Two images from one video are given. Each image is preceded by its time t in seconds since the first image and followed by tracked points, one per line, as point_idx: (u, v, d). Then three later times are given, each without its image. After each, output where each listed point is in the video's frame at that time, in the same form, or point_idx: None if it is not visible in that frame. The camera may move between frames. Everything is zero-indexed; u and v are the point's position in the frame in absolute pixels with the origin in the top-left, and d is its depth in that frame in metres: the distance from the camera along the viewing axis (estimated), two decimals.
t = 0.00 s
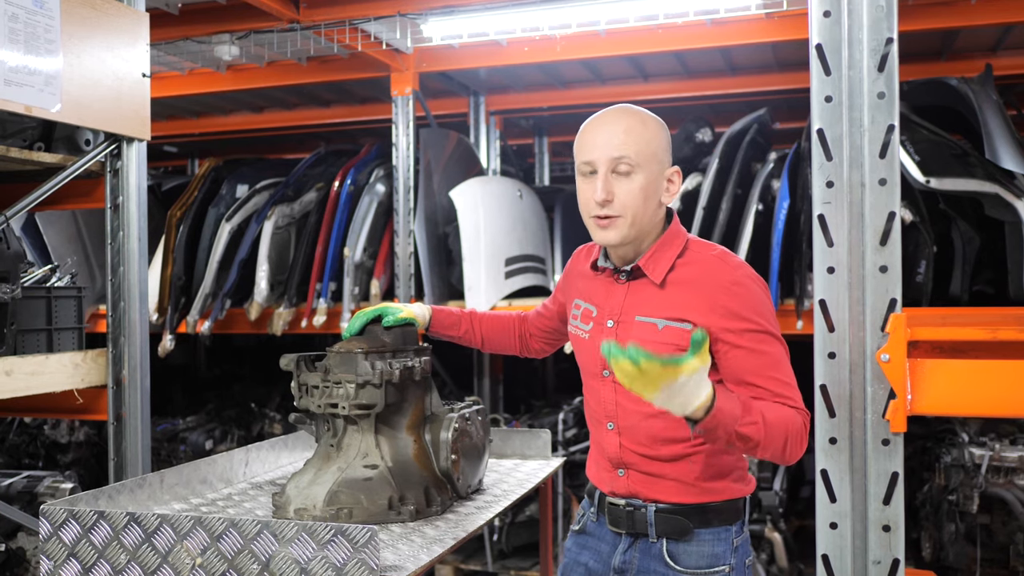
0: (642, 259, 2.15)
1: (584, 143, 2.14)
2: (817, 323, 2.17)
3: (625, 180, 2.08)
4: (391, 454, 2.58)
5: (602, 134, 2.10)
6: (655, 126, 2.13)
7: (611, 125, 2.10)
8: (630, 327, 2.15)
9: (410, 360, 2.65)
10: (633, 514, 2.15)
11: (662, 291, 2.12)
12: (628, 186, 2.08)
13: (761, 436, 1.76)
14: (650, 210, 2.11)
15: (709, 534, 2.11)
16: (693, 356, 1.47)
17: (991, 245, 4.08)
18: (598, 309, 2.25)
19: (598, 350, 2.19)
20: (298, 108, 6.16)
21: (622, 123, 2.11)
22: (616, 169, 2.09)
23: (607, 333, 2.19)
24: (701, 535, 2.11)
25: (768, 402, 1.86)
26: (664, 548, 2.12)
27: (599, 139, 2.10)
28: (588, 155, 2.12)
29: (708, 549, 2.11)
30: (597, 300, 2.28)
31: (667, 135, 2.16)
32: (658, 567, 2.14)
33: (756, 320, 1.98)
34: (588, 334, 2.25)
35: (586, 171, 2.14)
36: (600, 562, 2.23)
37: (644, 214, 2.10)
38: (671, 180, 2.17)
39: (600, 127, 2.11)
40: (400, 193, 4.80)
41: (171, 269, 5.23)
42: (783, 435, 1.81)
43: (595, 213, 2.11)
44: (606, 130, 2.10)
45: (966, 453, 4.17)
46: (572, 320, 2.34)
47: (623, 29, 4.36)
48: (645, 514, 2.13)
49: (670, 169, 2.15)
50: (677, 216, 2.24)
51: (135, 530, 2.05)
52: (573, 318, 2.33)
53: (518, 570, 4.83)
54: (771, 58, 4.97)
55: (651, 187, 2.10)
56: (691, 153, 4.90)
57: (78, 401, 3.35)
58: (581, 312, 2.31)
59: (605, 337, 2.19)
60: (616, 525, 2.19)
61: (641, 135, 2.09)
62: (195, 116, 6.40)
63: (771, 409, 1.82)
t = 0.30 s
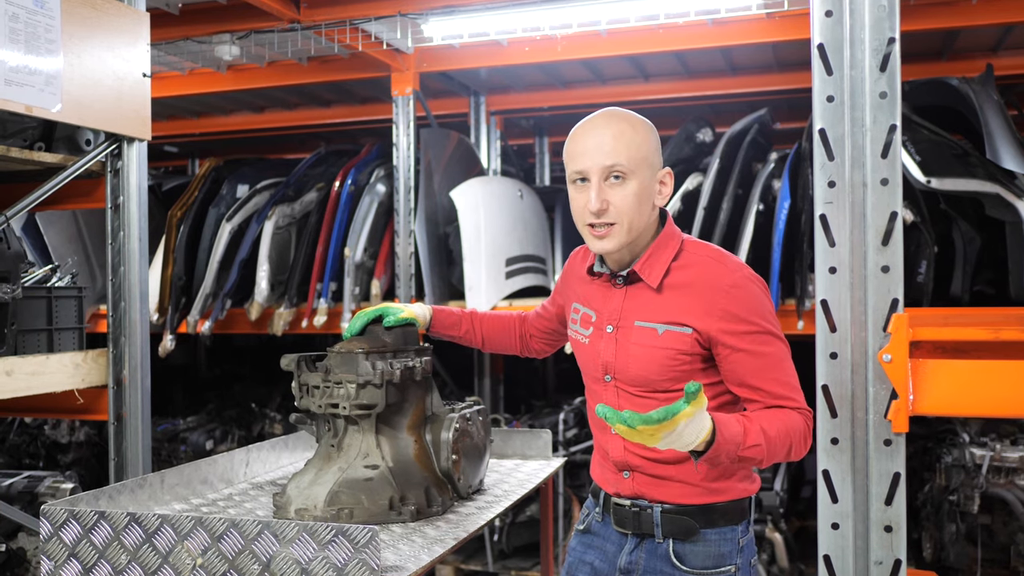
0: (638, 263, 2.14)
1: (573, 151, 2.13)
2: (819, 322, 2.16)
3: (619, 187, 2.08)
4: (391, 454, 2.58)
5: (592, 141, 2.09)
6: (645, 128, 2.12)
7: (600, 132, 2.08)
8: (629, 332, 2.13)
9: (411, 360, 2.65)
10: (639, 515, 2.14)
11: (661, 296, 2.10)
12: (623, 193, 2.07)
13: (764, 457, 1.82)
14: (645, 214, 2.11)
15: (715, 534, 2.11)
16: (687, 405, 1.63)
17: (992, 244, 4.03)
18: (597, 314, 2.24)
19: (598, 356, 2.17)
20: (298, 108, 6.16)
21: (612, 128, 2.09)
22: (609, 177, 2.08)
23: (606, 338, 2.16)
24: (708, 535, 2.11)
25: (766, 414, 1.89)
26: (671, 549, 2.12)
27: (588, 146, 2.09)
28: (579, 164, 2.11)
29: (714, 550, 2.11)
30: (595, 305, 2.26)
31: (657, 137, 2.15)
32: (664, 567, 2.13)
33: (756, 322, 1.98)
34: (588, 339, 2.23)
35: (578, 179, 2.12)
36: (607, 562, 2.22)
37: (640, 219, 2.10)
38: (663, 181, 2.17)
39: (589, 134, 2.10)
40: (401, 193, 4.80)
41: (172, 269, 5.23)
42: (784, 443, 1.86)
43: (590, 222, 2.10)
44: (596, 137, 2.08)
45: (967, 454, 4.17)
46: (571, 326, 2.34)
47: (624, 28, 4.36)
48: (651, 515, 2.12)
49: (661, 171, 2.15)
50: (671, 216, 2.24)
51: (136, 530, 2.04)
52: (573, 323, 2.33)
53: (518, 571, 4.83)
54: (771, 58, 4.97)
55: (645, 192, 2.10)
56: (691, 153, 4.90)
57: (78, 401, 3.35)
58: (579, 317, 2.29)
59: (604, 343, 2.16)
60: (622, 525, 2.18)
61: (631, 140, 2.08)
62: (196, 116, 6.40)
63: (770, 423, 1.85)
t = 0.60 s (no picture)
0: (642, 261, 2.14)
1: (579, 147, 2.13)
2: (820, 323, 2.16)
3: (625, 182, 2.07)
4: (392, 455, 2.58)
5: (598, 136, 2.09)
6: (651, 126, 2.12)
7: (606, 127, 2.09)
8: (633, 330, 2.13)
9: (411, 360, 2.65)
10: (642, 516, 2.14)
11: (665, 293, 2.10)
12: (629, 188, 2.07)
13: (753, 443, 1.77)
14: (650, 211, 2.10)
15: (719, 536, 2.11)
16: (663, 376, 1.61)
17: (991, 245, 4.06)
18: (600, 314, 2.24)
19: (602, 355, 2.18)
20: (298, 108, 6.16)
21: (618, 124, 2.09)
22: (615, 172, 2.08)
23: (610, 337, 2.17)
24: (711, 537, 2.11)
25: (763, 405, 1.86)
26: (674, 551, 2.12)
27: (594, 142, 2.09)
28: (584, 159, 2.11)
29: (717, 552, 2.11)
30: (598, 304, 2.27)
31: (662, 136, 2.16)
32: (668, 569, 2.13)
33: (757, 317, 1.96)
34: (592, 339, 2.23)
35: (583, 175, 2.12)
36: (609, 565, 2.22)
37: (645, 216, 2.09)
38: (668, 180, 2.16)
39: (595, 129, 2.10)
40: (401, 193, 4.80)
41: (172, 269, 5.23)
42: (781, 437, 1.82)
43: (595, 217, 2.10)
44: (602, 133, 2.09)
45: (967, 454, 4.16)
46: (574, 325, 2.34)
47: (624, 29, 4.36)
48: (655, 517, 2.12)
49: (666, 169, 2.15)
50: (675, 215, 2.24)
51: (136, 531, 2.04)
52: (575, 323, 2.33)
53: (518, 571, 4.82)
54: (772, 58, 4.96)
55: (650, 189, 2.09)
56: (692, 153, 4.89)
57: (78, 401, 3.34)
58: (583, 317, 2.30)
59: (608, 341, 2.17)
60: (625, 528, 2.18)
61: (636, 137, 2.08)
62: (196, 117, 6.40)
63: (764, 414, 1.82)
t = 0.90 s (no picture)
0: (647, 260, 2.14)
1: (580, 149, 2.12)
2: (820, 323, 2.16)
3: (627, 184, 2.07)
4: (392, 455, 2.57)
5: (599, 137, 2.09)
6: (653, 126, 2.11)
7: (607, 128, 2.08)
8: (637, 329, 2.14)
9: (412, 360, 2.65)
10: (643, 515, 2.14)
11: (669, 293, 2.10)
12: (630, 189, 2.06)
13: (733, 432, 1.78)
14: (652, 212, 2.10)
15: (719, 536, 2.10)
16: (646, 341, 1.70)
17: (992, 245, 4.06)
18: (606, 312, 2.25)
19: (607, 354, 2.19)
20: (298, 108, 6.15)
21: (619, 125, 2.08)
22: (617, 173, 2.07)
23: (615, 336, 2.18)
24: (712, 537, 2.10)
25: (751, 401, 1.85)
26: (674, 550, 2.11)
27: (595, 143, 2.08)
28: (586, 161, 2.10)
29: (718, 552, 2.10)
30: (604, 303, 2.27)
31: (665, 135, 2.15)
32: (668, 568, 2.13)
33: (756, 316, 1.94)
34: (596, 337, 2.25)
35: (586, 176, 2.12)
36: (609, 563, 2.23)
37: (647, 216, 2.09)
38: (670, 178, 2.16)
39: (596, 130, 2.09)
40: (401, 193, 4.79)
41: (172, 269, 5.23)
42: (765, 434, 1.81)
43: (597, 219, 2.09)
44: (603, 134, 2.08)
45: (968, 454, 4.15)
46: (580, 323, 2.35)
47: (625, 29, 4.35)
48: (655, 516, 2.11)
49: (669, 167, 2.14)
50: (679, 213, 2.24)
51: (136, 531, 2.04)
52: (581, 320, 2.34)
53: (519, 571, 4.81)
54: (772, 58, 4.96)
55: (652, 189, 2.09)
56: (692, 154, 4.89)
57: (78, 401, 3.34)
58: (588, 315, 2.31)
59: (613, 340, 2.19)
60: (625, 526, 2.18)
61: (637, 137, 2.07)
62: (196, 116, 6.40)
63: (748, 407, 1.82)
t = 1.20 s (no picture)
0: (643, 262, 2.12)
1: (579, 149, 2.11)
2: (820, 323, 2.16)
3: (625, 186, 2.06)
4: (390, 454, 2.57)
5: (598, 139, 2.07)
6: (651, 127, 2.10)
7: (606, 129, 2.07)
8: (635, 332, 2.12)
9: (410, 360, 2.65)
10: (639, 514, 2.13)
11: (666, 296, 2.08)
12: (629, 191, 2.06)
13: (742, 458, 1.82)
14: (651, 213, 2.09)
15: (715, 535, 2.10)
16: (643, 403, 1.75)
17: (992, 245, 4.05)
18: (603, 315, 2.23)
19: (605, 357, 2.17)
20: (298, 107, 6.15)
21: (618, 126, 2.07)
22: (615, 175, 2.07)
23: (612, 339, 2.16)
24: (706, 536, 2.10)
25: (754, 417, 1.88)
26: (670, 549, 2.11)
27: (594, 144, 2.08)
28: (584, 162, 2.09)
29: (712, 551, 2.10)
30: (600, 305, 2.25)
31: (664, 136, 2.13)
32: (664, 567, 2.13)
33: (757, 321, 1.95)
34: (594, 340, 2.22)
35: (584, 178, 2.11)
36: (605, 561, 2.22)
37: (646, 218, 2.08)
38: (669, 180, 2.14)
39: (594, 132, 2.08)
40: (400, 193, 4.80)
41: (171, 269, 5.23)
42: (773, 446, 1.85)
43: (596, 221, 2.08)
44: (601, 135, 2.07)
45: (967, 454, 4.15)
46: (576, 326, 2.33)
47: (624, 28, 4.35)
48: (651, 515, 2.11)
49: (667, 169, 2.13)
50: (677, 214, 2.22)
51: (134, 531, 2.03)
52: (578, 323, 2.32)
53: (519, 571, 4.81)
54: (772, 58, 4.95)
55: (651, 191, 2.08)
56: (692, 153, 4.89)
57: (76, 401, 3.33)
58: (585, 318, 2.28)
59: (611, 343, 2.17)
60: (621, 524, 2.17)
61: (635, 139, 2.06)
62: (195, 116, 6.39)
63: (753, 426, 1.85)
